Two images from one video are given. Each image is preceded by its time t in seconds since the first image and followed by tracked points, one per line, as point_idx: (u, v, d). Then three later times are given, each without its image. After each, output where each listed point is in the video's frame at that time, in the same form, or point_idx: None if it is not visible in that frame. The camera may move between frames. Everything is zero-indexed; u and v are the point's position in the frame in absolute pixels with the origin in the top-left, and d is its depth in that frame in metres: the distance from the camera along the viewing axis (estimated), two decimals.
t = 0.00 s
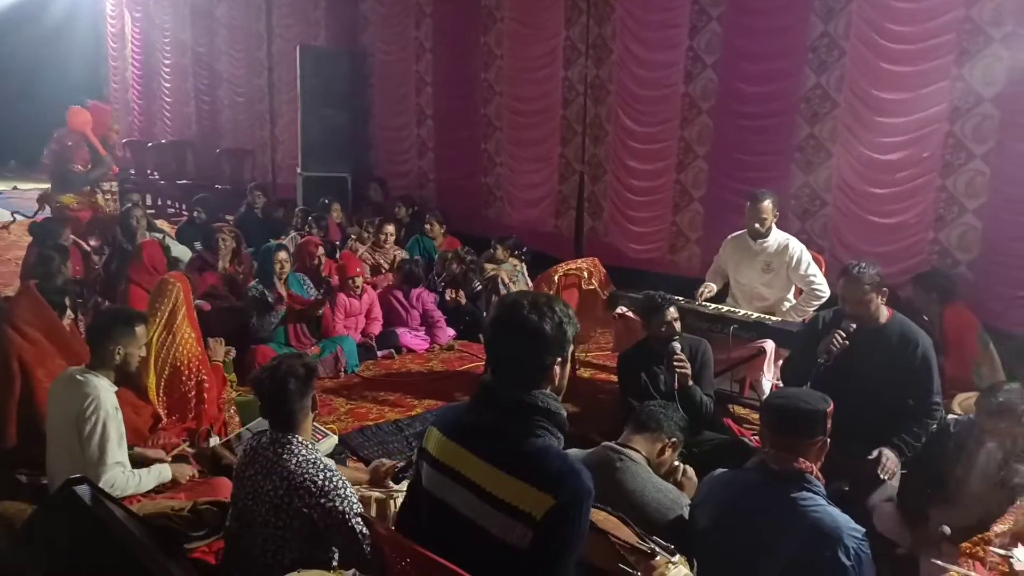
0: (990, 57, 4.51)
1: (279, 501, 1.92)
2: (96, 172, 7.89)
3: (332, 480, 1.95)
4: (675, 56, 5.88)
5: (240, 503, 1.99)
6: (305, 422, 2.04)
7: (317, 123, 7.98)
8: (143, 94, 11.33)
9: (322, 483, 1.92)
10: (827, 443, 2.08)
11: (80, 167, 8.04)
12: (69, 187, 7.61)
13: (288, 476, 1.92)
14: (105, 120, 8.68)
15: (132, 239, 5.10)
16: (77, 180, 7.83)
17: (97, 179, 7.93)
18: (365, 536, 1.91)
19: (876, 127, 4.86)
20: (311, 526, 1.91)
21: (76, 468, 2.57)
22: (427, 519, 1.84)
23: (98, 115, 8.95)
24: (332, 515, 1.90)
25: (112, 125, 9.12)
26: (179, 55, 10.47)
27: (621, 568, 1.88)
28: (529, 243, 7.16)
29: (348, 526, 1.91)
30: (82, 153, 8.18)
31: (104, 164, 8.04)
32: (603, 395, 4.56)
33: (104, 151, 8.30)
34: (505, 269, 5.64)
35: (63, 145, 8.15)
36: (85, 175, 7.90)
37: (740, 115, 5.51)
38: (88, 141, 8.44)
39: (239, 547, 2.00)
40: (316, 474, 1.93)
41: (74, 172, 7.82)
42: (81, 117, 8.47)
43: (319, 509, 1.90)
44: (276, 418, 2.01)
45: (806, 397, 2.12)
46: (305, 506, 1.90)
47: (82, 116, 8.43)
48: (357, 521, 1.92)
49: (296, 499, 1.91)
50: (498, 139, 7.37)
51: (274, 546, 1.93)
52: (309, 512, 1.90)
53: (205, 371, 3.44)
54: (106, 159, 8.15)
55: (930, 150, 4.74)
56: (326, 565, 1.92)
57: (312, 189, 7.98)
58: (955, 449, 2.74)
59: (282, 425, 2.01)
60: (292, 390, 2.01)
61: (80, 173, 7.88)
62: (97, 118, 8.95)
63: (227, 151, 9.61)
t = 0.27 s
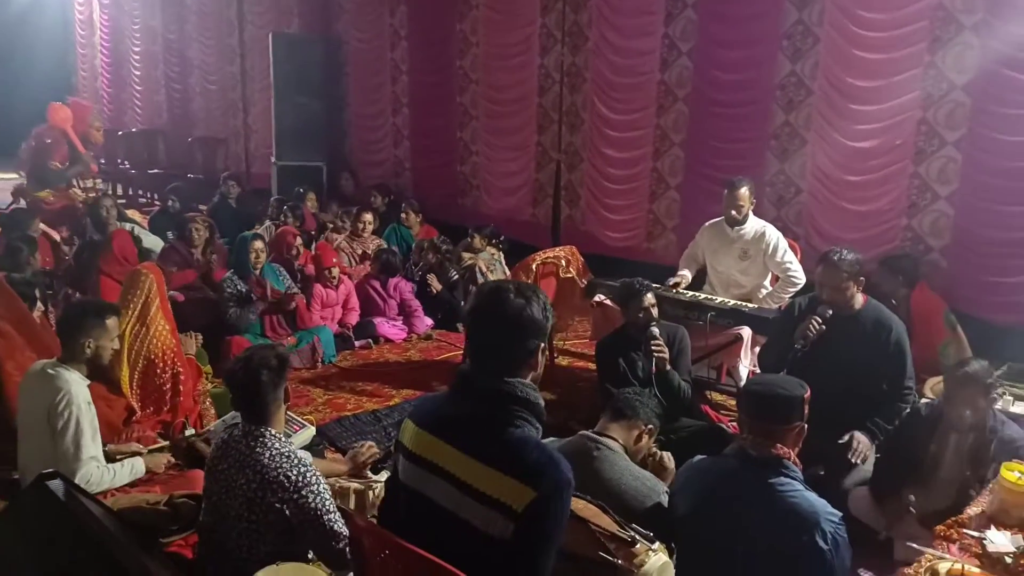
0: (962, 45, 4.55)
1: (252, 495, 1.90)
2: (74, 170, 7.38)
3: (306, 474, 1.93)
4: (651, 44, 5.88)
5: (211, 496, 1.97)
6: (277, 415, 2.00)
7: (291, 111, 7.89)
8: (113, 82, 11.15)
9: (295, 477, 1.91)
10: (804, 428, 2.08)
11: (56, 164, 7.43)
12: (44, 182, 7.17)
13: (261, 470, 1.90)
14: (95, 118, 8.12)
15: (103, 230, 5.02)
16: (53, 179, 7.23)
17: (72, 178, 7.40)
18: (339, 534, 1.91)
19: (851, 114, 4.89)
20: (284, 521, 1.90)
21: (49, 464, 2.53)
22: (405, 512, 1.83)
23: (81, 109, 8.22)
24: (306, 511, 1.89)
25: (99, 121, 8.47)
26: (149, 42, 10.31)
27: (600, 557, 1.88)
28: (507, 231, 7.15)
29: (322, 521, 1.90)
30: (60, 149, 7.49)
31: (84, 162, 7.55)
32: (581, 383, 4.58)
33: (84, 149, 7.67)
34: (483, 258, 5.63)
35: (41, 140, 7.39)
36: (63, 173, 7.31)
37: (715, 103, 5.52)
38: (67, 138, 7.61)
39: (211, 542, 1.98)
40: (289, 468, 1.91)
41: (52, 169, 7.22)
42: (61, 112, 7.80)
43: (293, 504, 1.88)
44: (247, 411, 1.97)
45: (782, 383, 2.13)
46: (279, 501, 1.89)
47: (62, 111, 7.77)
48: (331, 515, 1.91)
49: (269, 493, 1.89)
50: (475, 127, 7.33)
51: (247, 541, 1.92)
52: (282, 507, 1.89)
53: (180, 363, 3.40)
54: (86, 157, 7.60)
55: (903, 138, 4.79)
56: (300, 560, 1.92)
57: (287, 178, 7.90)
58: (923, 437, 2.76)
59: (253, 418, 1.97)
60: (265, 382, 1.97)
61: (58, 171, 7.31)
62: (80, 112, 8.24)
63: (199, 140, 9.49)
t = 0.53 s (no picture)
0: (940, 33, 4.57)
1: (219, 488, 1.89)
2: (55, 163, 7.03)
3: (272, 462, 1.92)
4: (632, 32, 5.86)
5: (180, 493, 1.97)
6: (239, 405, 1.97)
7: (270, 100, 7.81)
8: (87, 71, 10.99)
9: (261, 466, 1.90)
10: (786, 414, 2.08)
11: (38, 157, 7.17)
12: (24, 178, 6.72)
13: (226, 462, 1.89)
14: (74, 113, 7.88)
15: (79, 221, 4.95)
16: (35, 171, 6.79)
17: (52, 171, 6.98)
18: (314, 514, 1.94)
19: (832, 103, 4.89)
20: (254, 510, 1.90)
21: (26, 459, 2.50)
22: (386, 503, 1.82)
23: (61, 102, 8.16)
24: (275, 497, 1.90)
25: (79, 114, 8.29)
26: (124, 30, 10.16)
27: (585, 545, 1.87)
28: (488, 220, 7.13)
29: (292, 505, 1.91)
30: (41, 143, 7.28)
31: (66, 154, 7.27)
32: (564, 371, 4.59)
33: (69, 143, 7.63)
34: (465, 247, 5.64)
35: (21, 135, 7.19)
36: (44, 167, 6.90)
37: (695, 91, 5.53)
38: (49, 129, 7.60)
39: (186, 535, 1.98)
40: (254, 458, 1.90)
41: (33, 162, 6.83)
42: (43, 104, 7.79)
43: (261, 493, 1.88)
44: (208, 404, 1.95)
45: (764, 369, 2.14)
46: (247, 491, 1.89)
47: (44, 103, 7.76)
48: (300, 498, 1.92)
49: (236, 484, 1.89)
50: (455, 116, 7.29)
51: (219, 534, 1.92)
52: (250, 497, 1.89)
53: (158, 355, 3.37)
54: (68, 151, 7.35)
55: (882, 126, 4.81)
56: (277, 545, 1.94)
57: (267, 168, 7.83)
58: (902, 420, 2.81)
59: (215, 410, 1.95)
60: (224, 372, 1.94)
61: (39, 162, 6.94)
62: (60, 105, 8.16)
63: (176, 129, 9.38)
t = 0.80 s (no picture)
0: (916, 25, 4.60)
1: (179, 487, 1.88)
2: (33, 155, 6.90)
3: (232, 457, 1.91)
4: (611, 24, 5.85)
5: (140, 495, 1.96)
6: (198, 404, 1.96)
7: (247, 92, 7.73)
8: (60, 63, 10.84)
9: (221, 462, 1.89)
10: (765, 404, 2.09)
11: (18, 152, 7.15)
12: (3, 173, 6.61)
13: (185, 461, 1.87)
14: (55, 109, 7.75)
15: (52, 215, 4.89)
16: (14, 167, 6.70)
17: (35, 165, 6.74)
18: (277, 508, 1.92)
19: (810, 94, 4.94)
20: (218, 506, 1.89)
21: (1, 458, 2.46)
22: (368, 497, 1.80)
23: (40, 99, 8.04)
24: (238, 493, 1.88)
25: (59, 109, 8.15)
26: (97, 21, 10.03)
27: (568, 537, 1.87)
28: (468, 213, 7.11)
29: (254, 501, 1.90)
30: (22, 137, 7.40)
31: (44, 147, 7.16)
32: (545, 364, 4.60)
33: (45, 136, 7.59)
34: (444, 240, 5.63)
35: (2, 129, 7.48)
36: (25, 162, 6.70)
37: (674, 83, 5.54)
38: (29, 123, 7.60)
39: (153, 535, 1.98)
40: (213, 454, 1.89)
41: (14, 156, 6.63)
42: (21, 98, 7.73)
43: (223, 489, 1.87)
44: (164, 403, 1.93)
45: (744, 360, 2.14)
46: (208, 488, 1.88)
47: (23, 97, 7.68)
48: (262, 492, 1.91)
49: (196, 481, 1.87)
50: (434, 108, 7.25)
51: (183, 533, 1.91)
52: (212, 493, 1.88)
53: (135, 351, 3.32)
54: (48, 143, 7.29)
55: (859, 117, 4.84)
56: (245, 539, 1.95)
57: (244, 161, 7.76)
58: (879, 406, 2.87)
59: (171, 409, 1.93)
60: (178, 369, 1.93)
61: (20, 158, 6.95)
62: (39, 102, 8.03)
63: (151, 122, 9.26)
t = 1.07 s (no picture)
0: (899, 17, 4.62)
1: (168, 483, 1.91)
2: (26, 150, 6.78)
3: (224, 455, 1.93)
4: (596, 17, 5.85)
5: (129, 488, 1.99)
6: (192, 401, 1.96)
7: (230, 86, 7.67)
8: (40, 58, 10.74)
9: (212, 459, 1.91)
10: (751, 396, 2.11)
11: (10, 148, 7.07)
12: None
13: (176, 458, 1.90)
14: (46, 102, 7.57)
15: (34, 211, 4.84)
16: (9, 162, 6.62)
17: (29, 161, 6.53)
18: (266, 508, 1.96)
19: (793, 87, 4.96)
20: (206, 503, 1.93)
21: None
22: (357, 493, 1.79)
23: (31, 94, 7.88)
24: (227, 491, 1.92)
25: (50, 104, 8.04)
26: (77, 15, 9.93)
27: (557, 530, 1.87)
28: (454, 207, 7.09)
29: (243, 499, 1.94)
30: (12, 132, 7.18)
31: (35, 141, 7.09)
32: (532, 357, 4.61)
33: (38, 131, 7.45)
34: (431, 234, 5.59)
35: None
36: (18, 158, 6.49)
37: (660, 76, 5.54)
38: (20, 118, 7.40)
39: (139, 528, 2.01)
40: (204, 451, 1.91)
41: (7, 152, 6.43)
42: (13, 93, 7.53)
43: (212, 488, 1.91)
44: (157, 399, 1.93)
45: (730, 352, 2.14)
46: (198, 485, 1.91)
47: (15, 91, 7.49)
48: (252, 490, 1.95)
49: (186, 477, 1.90)
50: (420, 102, 7.23)
51: (170, 527, 1.95)
52: (202, 491, 1.91)
53: (118, 349, 3.30)
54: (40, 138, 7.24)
55: (843, 109, 4.87)
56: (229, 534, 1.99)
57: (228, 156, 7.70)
58: (864, 398, 2.88)
59: (164, 405, 1.93)
60: (173, 366, 1.91)
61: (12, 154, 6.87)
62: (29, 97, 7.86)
63: (133, 116, 9.18)
